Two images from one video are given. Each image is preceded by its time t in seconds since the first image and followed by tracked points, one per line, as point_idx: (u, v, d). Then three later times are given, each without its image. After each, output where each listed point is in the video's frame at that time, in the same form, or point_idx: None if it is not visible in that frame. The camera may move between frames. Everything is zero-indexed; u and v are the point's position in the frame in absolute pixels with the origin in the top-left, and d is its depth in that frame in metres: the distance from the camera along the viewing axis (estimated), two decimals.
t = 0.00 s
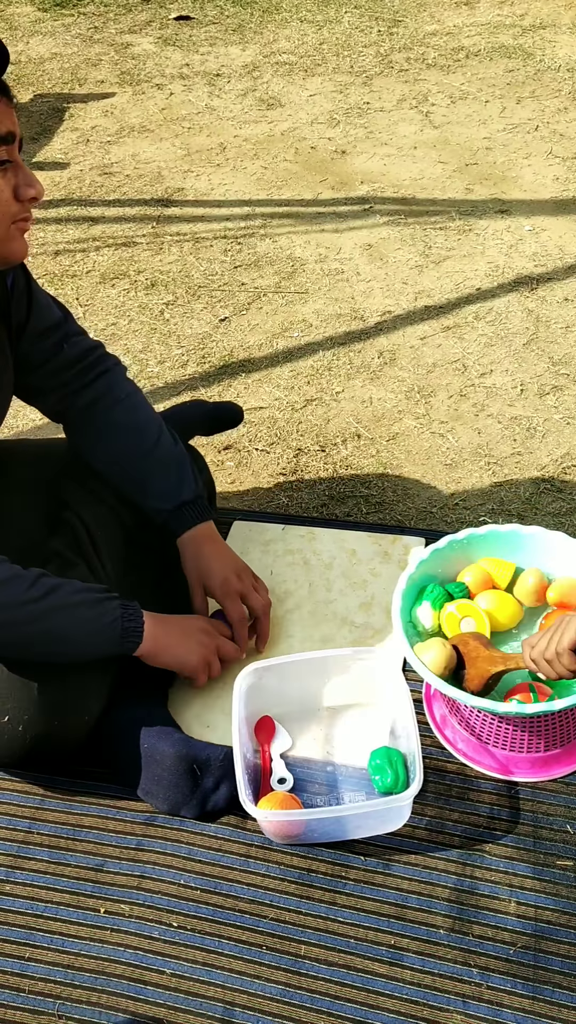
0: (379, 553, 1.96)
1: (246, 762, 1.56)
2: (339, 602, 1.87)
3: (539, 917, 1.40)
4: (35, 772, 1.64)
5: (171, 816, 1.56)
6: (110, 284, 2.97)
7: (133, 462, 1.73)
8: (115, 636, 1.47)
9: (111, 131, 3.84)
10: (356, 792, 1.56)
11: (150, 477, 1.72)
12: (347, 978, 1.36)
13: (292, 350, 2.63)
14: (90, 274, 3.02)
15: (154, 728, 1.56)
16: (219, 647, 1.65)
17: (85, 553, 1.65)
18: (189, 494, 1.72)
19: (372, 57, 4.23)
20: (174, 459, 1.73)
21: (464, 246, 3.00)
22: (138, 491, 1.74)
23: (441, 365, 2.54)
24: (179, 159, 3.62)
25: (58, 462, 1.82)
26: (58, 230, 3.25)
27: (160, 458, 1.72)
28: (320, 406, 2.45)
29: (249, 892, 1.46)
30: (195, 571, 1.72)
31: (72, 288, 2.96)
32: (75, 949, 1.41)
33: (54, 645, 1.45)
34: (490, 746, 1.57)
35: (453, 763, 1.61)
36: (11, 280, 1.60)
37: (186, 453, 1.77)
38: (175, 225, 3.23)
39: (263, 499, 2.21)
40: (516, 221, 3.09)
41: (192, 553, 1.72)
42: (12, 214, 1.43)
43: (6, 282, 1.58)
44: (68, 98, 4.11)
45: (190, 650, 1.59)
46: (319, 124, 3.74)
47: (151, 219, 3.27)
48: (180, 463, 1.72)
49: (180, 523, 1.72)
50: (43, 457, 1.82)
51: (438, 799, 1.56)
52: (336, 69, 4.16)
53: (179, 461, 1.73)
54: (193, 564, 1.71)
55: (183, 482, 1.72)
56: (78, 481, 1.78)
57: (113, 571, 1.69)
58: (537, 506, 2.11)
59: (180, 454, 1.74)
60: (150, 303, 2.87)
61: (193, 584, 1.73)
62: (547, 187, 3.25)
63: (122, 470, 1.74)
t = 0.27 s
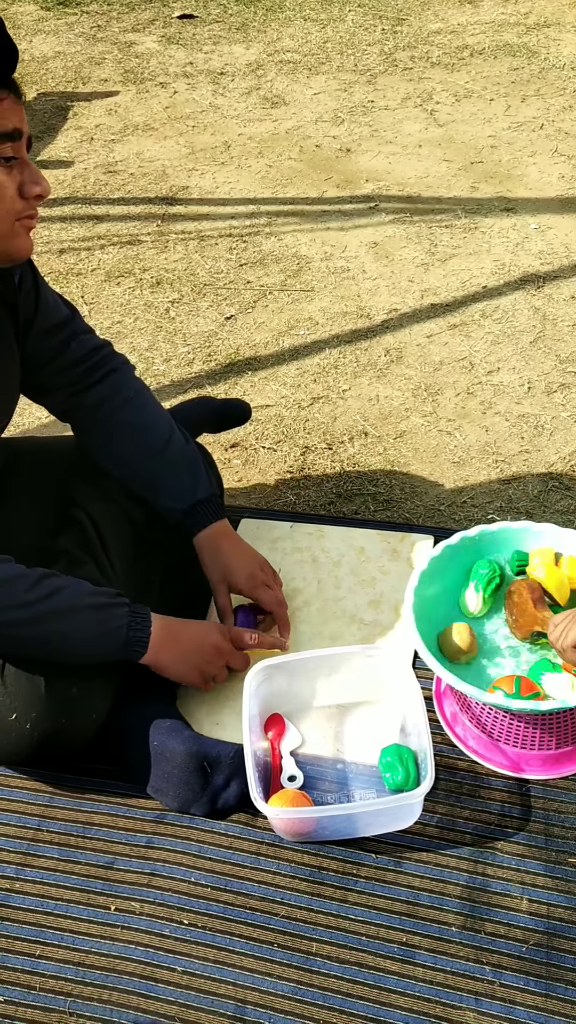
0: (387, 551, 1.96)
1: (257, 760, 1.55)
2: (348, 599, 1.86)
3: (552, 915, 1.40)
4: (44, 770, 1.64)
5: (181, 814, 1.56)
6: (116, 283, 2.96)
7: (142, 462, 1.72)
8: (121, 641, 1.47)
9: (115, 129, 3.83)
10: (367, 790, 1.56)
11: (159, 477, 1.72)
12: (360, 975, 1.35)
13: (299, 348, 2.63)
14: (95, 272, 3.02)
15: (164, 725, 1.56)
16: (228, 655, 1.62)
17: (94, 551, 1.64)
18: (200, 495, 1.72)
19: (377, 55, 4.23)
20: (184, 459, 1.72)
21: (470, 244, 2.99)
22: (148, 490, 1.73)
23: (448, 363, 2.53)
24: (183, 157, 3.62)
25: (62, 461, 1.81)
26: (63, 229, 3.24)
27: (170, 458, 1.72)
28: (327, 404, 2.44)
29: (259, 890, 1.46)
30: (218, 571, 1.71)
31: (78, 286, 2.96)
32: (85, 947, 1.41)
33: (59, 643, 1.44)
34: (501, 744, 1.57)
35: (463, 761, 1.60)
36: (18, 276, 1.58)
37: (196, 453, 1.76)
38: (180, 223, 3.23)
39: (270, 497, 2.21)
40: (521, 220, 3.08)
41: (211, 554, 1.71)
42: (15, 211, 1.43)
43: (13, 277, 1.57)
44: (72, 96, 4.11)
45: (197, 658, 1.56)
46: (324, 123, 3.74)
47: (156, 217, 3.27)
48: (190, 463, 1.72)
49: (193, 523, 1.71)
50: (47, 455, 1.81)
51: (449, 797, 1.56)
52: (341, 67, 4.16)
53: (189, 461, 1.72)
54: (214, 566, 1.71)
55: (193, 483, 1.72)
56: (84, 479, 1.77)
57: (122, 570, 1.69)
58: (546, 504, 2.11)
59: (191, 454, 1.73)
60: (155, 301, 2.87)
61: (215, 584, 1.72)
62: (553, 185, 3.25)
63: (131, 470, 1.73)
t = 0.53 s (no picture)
0: (392, 551, 1.95)
1: (263, 760, 1.55)
2: (353, 600, 1.86)
3: (558, 915, 1.40)
4: (50, 770, 1.64)
5: (187, 814, 1.56)
6: (119, 282, 2.96)
7: (147, 463, 1.72)
8: (127, 641, 1.45)
9: (118, 129, 3.83)
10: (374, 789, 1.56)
11: (165, 479, 1.72)
12: (367, 976, 1.35)
13: (302, 348, 2.63)
14: (99, 272, 3.02)
15: (170, 725, 1.56)
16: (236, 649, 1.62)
17: (100, 552, 1.64)
18: (206, 496, 1.72)
19: (379, 55, 4.23)
20: (190, 461, 1.72)
21: (474, 244, 2.99)
22: (154, 491, 1.73)
23: (452, 363, 2.53)
24: (186, 157, 3.62)
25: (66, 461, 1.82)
26: (66, 229, 3.24)
27: (176, 460, 1.72)
28: (331, 404, 2.44)
29: (266, 890, 1.46)
30: (228, 571, 1.71)
31: (81, 286, 2.96)
32: (92, 948, 1.41)
33: (65, 644, 1.42)
34: (507, 745, 1.57)
35: (469, 762, 1.60)
36: (24, 275, 1.60)
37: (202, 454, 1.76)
38: (183, 223, 3.23)
39: (274, 498, 2.21)
40: (525, 220, 3.08)
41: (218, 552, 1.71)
42: None
43: (18, 276, 1.57)
44: (74, 96, 4.10)
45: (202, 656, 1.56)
46: (326, 123, 3.74)
47: (159, 217, 3.27)
48: (196, 464, 1.72)
49: (199, 523, 1.71)
50: (52, 455, 1.81)
51: (455, 797, 1.56)
52: (343, 67, 4.16)
53: (195, 462, 1.72)
54: (224, 565, 1.71)
55: (199, 484, 1.72)
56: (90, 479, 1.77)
57: (128, 571, 1.69)
58: (550, 504, 2.11)
59: (196, 456, 1.73)
60: (158, 301, 2.87)
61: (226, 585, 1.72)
62: (556, 185, 3.25)
63: (136, 471, 1.73)
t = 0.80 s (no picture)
0: (396, 549, 1.95)
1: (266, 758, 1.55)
2: (356, 598, 1.86)
3: (562, 913, 1.39)
4: (53, 768, 1.64)
5: (190, 812, 1.56)
6: (122, 280, 2.96)
7: (153, 463, 1.72)
8: (131, 638, 1.46)
9: (120, 127, 3.83)
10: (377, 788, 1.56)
11: (171, 479, 1.72)
12: (369, 973, 1.35)
13: (305, 346, 2.62)
14: (101, 270, 3.02)
15: (173, 723, 1.56)
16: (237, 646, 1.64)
17: (106, 551, 1.65)
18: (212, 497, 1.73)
19: (382, 52, 4.22)
20: (196, 461, 1.72)
21: (477, 242, 2.99)
22: (160, 491, 1.73)
23: (455, 361, 2.53)
24: (188, 155, 3.62)
25: (69, 460, 1.82)
26: (68, 227, 3.24)
27: (182, 460, 1.72)
28: (334, 402, 2.44)
29: (269, 888, 1.45)
30: (233, 571, 1.72)
31: (83, 284, 2.96)
32: (95, 945, 1.41)
33: (69, 638, 1.42)
34: (511, 743, 1.57)
35: (473, 760, 1.60)
36: (31, 275, 1.57)
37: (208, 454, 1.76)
38: (186, 221, 3.23)
39: (277, 496, 2.20)
40: (528, 217, 3.08)
41: (225, 550, 1.73)
42: None
43: (25, 276, 1.55)
44: (77, 94, 4.10)
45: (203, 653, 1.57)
46: (329, 120, 3.73)
47: (162, 215, 3.27)
48: (202, 465, 1.72)
49: (206, 523, 1.73)
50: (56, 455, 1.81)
51: (458, 795, 1.56)
52: (345, 64, 4.15)
53: (201, 463, 1.73)
54: (230, 565, 1.73)
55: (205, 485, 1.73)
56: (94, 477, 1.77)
57: (133, 570, 1.70)
58: (554, 502, 2.11)
59: (203, 456, 1.73)
60: (161, 299, 2.87)
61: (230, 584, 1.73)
62: (559, 182, 3.24)
63: (142, 470, 1.73)
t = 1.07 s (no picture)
0: (404, 530, 1.95)
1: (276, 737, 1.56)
2: (364, 578, 1.86)
3: (570, 892, 1.40)
4: (63, 747, 1.65)
5: (200, 791, 1.56)
6: (128, 260, 2.95)
7: (163, 443, 1.72)
8: (142, 618, 1.46)
9: (126, 106, 3.80)
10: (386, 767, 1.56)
11: (180, 460, 1.72)
12: (379, 950, 1.36)
13: (313, 325, 2.61)
14: (108, 250, 3.01)
15: (183, 702, 1.57)
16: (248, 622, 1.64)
17: (116, 532, 1.65)
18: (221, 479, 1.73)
19: (389, 29, 4.17)
20: (206, 443, 1.72)
21: (485, 220, 2.97)
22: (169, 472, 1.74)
23: (463, 340, 2.52)
24: (194, 133, 3.59)
25: (77, 440, 1.82)
26: (74, 207, 3.22)
27: (192, 441, 1.72)
28: (342, 382, 2.43)
29: (279, 867, 1.46)
30: (240, 552, 1.72)
31: (90, 264, 2.94)
32: (106, 922, 1.42)
33: (80, 618, 1.42)
34: (520, 722, 1.57)
35: (481, 740, 1.60)
36: (37, 257, 1.57)
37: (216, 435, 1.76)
38: (192, 200, 3.21)
39: (285, 476, 2.20)
40: (537, 195, 3.05)
41: (232, 530, 1.73)
42: None
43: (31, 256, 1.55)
44: (82, 72, 4.07)
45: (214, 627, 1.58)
46: (336, 98, 3.70)
47: (168, 195, 3.25)
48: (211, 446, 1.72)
49: (214, 506, 1.73)
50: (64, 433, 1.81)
51: (467, 775, 1.56)
52: (353, 41, 4.11)
53: (210, 445, 1.73)
54: (237, 545, 1.72)
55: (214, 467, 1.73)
56: (102, 458, 1.77)
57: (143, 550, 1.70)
58: (562, 482, 2.10)
59: (212, 438, 1.73)
60: (167, 279, 2.85)
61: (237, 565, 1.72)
62: (569, 159, 3.21)
63: (151, 451, 1.73)
